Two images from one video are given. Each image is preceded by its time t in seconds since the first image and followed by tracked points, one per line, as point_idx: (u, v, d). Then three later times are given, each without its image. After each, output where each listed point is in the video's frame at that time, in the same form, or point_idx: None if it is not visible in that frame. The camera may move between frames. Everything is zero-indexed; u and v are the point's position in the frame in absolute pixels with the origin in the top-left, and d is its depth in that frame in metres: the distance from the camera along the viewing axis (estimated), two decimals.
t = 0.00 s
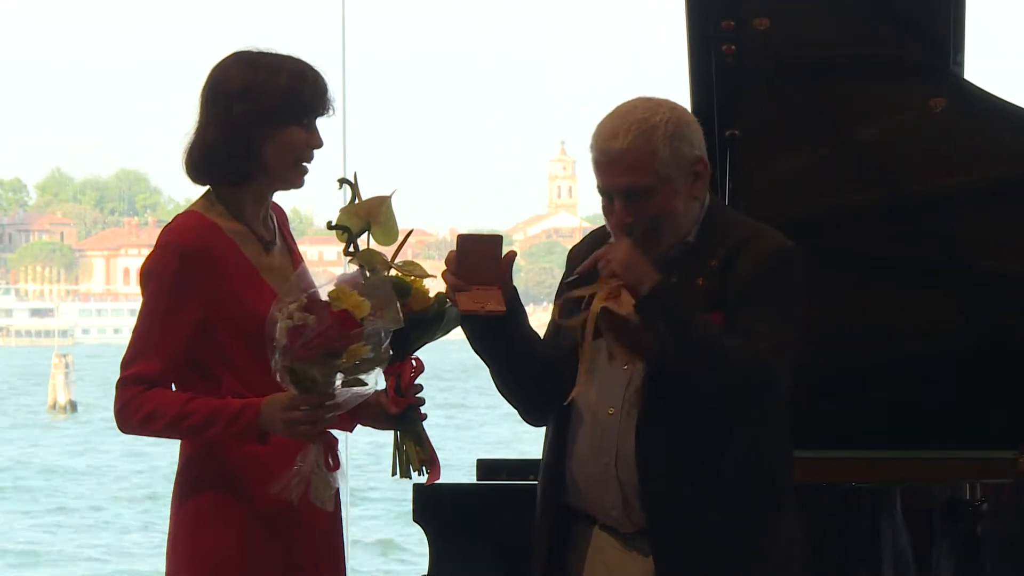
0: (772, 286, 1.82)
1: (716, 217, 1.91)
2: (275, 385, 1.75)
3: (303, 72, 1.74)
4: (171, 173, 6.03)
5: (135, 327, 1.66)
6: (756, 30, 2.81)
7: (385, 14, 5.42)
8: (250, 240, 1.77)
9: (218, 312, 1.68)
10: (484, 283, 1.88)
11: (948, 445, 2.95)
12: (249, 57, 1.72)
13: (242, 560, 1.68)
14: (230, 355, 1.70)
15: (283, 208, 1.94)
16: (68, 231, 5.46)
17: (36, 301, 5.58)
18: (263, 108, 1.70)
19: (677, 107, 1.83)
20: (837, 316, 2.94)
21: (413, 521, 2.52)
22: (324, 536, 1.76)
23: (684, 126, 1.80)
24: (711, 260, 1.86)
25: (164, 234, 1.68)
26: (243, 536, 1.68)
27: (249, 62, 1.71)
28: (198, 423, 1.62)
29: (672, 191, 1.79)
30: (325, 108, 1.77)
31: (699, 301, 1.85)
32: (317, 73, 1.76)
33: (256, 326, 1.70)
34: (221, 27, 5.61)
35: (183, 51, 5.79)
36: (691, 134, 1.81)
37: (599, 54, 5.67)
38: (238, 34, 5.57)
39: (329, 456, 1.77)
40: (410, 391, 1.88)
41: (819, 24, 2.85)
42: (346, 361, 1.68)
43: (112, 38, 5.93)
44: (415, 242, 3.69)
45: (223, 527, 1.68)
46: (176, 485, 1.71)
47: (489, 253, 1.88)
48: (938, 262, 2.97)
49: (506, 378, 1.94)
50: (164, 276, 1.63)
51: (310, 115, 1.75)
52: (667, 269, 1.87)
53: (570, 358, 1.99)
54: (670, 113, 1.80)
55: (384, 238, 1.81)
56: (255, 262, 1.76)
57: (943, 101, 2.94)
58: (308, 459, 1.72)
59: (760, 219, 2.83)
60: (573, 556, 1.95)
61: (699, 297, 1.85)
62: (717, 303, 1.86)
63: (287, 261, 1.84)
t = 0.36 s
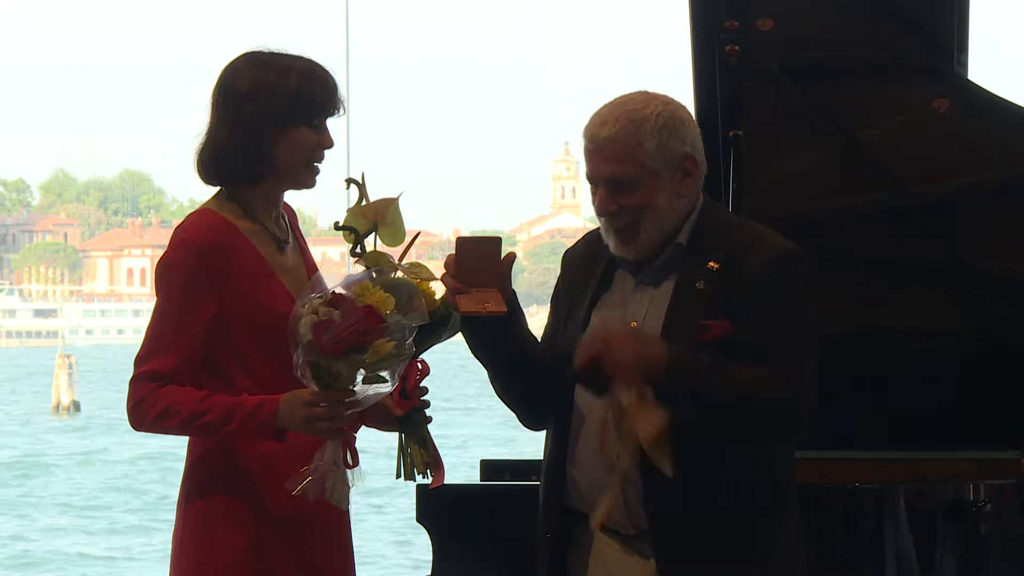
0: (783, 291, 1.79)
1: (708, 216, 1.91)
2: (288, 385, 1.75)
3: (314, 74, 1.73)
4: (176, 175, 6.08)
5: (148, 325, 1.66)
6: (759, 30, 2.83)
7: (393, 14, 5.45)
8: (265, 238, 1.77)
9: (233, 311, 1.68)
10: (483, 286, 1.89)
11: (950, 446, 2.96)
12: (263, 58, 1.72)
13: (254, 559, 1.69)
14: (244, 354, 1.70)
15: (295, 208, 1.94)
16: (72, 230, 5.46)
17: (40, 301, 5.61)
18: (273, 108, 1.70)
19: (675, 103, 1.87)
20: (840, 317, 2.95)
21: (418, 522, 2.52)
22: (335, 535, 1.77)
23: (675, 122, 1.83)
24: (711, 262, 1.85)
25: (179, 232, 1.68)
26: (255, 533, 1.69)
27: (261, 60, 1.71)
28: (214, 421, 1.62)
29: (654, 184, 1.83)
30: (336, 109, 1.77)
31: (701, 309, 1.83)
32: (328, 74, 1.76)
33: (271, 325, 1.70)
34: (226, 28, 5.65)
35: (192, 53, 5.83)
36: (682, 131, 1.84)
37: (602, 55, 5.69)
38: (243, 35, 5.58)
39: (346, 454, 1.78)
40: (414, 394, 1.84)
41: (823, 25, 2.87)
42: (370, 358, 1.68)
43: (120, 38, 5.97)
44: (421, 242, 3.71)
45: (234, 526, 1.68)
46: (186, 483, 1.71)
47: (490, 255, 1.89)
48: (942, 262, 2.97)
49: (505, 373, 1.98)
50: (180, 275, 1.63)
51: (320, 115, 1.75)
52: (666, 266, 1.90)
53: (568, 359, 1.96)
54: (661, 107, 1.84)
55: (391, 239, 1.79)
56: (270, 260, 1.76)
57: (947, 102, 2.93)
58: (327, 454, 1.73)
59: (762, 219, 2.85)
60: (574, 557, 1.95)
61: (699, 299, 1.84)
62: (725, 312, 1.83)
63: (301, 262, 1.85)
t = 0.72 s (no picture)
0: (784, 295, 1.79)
1: (704, 217, 1.90)
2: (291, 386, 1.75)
3: (313, 75, 1.73)
4: (179, 174, 6.11)
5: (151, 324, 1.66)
6: (762, 30, 2.82)
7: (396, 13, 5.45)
8: (266, 238, 1.77)
9: (237, 312, 1.68)
10: (481, 281, 1.91)
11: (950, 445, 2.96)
12: (265, 57, 1.72)
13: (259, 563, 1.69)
14: (248, 354, 1.70)
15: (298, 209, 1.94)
16: (75, 230, 5.48)
17: (42, 301, 5.65)
18: (273, 111, 1.70)
19: (682, 100, 1.87)
20: (842, 317, 2.95)
21: (420, 521, 2.52)
22: (336, 536, 1.77)
23: (669, 116, 1.83)
24: (707, 261, 1.85)
25: (184, 233, 1.68)
26: (257, 537, 1.69)
27: (262, 61, 1.71)
28: (217, 421, 1.62)
29: (629, 171, 1.83)
30: (336, 110, 1.76)
31: (701, 306, 1.83)
32: (328, 75, 1.75)
33: (274, 326, 1.70)
34: (228, 26, 5.66)
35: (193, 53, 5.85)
36: (677, 127, 1.84)
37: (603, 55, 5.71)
38: (247, 35, 5.59)
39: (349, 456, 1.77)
40: (418, 393, 1.84)
41: (825, 25, 2.87)
42: (374, 362, 1.68)
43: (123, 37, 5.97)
44: (423, 242, 3.71)
45: (238, 527, 1.68)
46: (188, 484, 1.71)
47: (489, 252, 1.91)
48: (944, 262, 2.97)
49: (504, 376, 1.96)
50: (184, 275, 1.64)
51: (320, 117, 1.74)
52: (656, 262, 1.90)
53: (569, 358, 1.97)
54: (660, 100, 1.84)
55: (392, 239, 1.79)
56: (272, 260, 1.76)
57: (949, 102, 2.94)
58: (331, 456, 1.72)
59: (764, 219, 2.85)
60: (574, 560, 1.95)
61: (694, 299, 1.84)
62: (725, 312, 1.81)
63: (303, 263, 1.85)
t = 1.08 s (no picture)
0: (784, 296, 1.78)
1: (711, 215, 1.91)
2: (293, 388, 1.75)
3: (314, 74, 1.73)
4: (181, 174, 6.13)
5: (153, 324, 1.66)
6: (764, 29, 2.82)
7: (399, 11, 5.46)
8: (267, 238, 1.77)
9: (239, 313, 1.68)
10: (471, 276, 1.89)
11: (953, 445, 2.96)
12: (266, 57, 1.72)
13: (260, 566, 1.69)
14: (251, 356, 1.70)
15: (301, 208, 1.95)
16: (78, 230, 5.48)
17: (45, 301, 5.66)
18: (272, 111, 1.70)
19: (689, 97, 1.87)
20: (845, 316, 2.95)
21: (421, 521, 2.52)
22: (337, 540, 1.77)
23: (676, 113, 1.84)
24: (711, 258, 1.85)
25: (186, 234, 1.68)
26: (259, 539, 1.69)
27: (259, 62, 1.71)
28: (219, 422, 1.62)
29: (635, 164, 1.84)
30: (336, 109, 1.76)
31: (703, 304, 1.83)
32: (329, 75, 1.75)
33: (276, 327, 1.70)
34: (231, 25, 5.68)
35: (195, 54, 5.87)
36: (683, 123, 1.85)
37: (604, 55, 5.73)
38: (252, 35, 5.62)
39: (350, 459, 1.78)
40: (418, 395, 1.86)
41: (828, 24, 2.87)
42: (374, 363, 1.67)
43: (126, 35, 5.99)
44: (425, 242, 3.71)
45: (239, 529, 1.68)
46: (189, 485, 1.70)
47: (478, 248, 1.88)
48: (947, 262, 2.97)
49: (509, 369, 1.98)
50: (186, 276, 1.64)
51: (319, 116, 1.74)
52: (661, 259, 1.90)
53: (572, 356, 1.97)
54: (670, 95, 1.85)
55: (388, 239, 1.79)
56: (273, 260, 1.76)
57: (952, 101, 2.94)
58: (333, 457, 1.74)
59: (766, 218, 2.86)
60: (576, 561, 1.94)
61: (699, 298, 1.84)
62: (728, 311, 1.81)
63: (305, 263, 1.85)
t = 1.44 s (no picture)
0: (786, 297, 1.77)
1: (716, 216, 1.91)
2: (294, 388, 1.75)
3: (310, 72, 1.74)
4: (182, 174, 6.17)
5: (152, 325, 1.66)
6: (765, 29, 2.83)
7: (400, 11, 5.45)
8: (268, 240, 1.77)
9: (239, 313, 1.68)
10: (466, 276, 1.98)
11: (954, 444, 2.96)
12: (266, 56, 1.72)
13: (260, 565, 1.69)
14: (251, 357, 1.71)
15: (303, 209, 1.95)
16: (78, 230, 5.51)
17: (43, 302, 5.75)
18: (266, 110, 1.70)
19: (694, 98, 1.87)
20: (847, 316, 2.95)
21: (422, 521, 2.52)
22: (336, 541, 1.77)
23: (681, 114, 1.84)
24: (714, 260, 1.85)
25: (185, 235, 1.68)
26: (258, 539, 1.69)
27: (249, 63, 1.71)
28: (220, 422, 1.62)
29: (640, 165, 1.84)
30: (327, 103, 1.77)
31: (706, 306, 1.83)
32: (323, 73, 1.76)
33: (276, 327, 1.70)
34: (231, 26, 5.70)
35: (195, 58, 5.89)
36: (689, 124, 1.84)
37: (605, 55, 5.74)
38: (251, 34, 5.61)
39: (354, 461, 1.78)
40: (413, 397, 1.84)
41: (828, 25, 2.87)
42: (386, 366, 1.68)
43: (126, 35, 6.02)
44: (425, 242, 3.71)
45: (238, 529, 1.68)
46: (188, 486, 1.70)
47: (473, 249, 1.98)
48: (947, 262, 2.97)
49: (515, 367, 2.01)
50: (186, 275, 1.64)
51: (314, 107, 1.75)
52: (664, 261, 1.90)
53: (575, 357, 1.98)
54: (675, 96, 1.84)
55: (382, 242, 1.77)
56: (273, 261, 1.76)
57: (953, 101, 2.95)
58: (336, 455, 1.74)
59: (767, 218, 2.86)
60: (578, 562, 1.94)
61: (701, 300, 1.84)
62: (731, 312, 1.81)
63: (303, 268, 1.84)
